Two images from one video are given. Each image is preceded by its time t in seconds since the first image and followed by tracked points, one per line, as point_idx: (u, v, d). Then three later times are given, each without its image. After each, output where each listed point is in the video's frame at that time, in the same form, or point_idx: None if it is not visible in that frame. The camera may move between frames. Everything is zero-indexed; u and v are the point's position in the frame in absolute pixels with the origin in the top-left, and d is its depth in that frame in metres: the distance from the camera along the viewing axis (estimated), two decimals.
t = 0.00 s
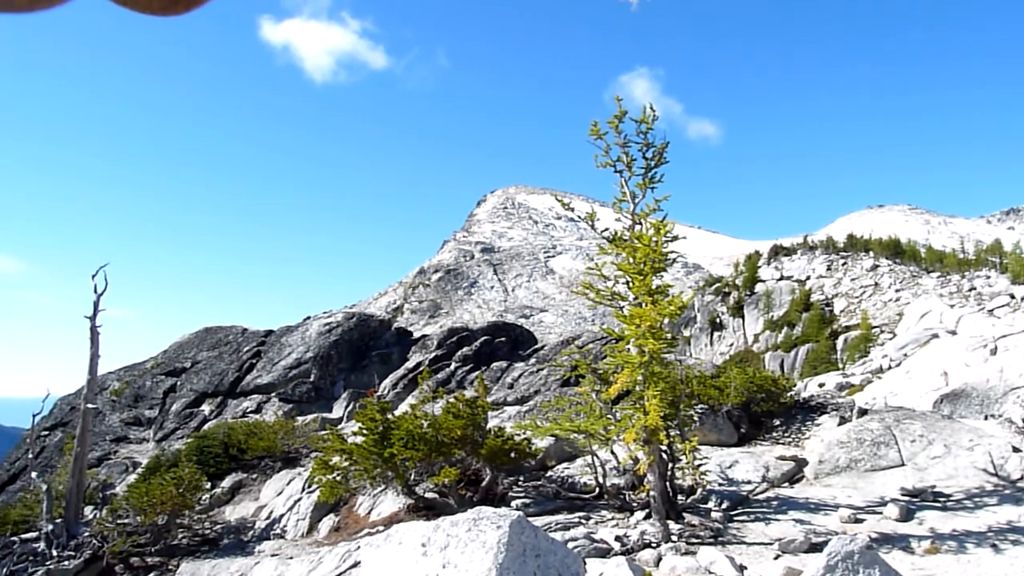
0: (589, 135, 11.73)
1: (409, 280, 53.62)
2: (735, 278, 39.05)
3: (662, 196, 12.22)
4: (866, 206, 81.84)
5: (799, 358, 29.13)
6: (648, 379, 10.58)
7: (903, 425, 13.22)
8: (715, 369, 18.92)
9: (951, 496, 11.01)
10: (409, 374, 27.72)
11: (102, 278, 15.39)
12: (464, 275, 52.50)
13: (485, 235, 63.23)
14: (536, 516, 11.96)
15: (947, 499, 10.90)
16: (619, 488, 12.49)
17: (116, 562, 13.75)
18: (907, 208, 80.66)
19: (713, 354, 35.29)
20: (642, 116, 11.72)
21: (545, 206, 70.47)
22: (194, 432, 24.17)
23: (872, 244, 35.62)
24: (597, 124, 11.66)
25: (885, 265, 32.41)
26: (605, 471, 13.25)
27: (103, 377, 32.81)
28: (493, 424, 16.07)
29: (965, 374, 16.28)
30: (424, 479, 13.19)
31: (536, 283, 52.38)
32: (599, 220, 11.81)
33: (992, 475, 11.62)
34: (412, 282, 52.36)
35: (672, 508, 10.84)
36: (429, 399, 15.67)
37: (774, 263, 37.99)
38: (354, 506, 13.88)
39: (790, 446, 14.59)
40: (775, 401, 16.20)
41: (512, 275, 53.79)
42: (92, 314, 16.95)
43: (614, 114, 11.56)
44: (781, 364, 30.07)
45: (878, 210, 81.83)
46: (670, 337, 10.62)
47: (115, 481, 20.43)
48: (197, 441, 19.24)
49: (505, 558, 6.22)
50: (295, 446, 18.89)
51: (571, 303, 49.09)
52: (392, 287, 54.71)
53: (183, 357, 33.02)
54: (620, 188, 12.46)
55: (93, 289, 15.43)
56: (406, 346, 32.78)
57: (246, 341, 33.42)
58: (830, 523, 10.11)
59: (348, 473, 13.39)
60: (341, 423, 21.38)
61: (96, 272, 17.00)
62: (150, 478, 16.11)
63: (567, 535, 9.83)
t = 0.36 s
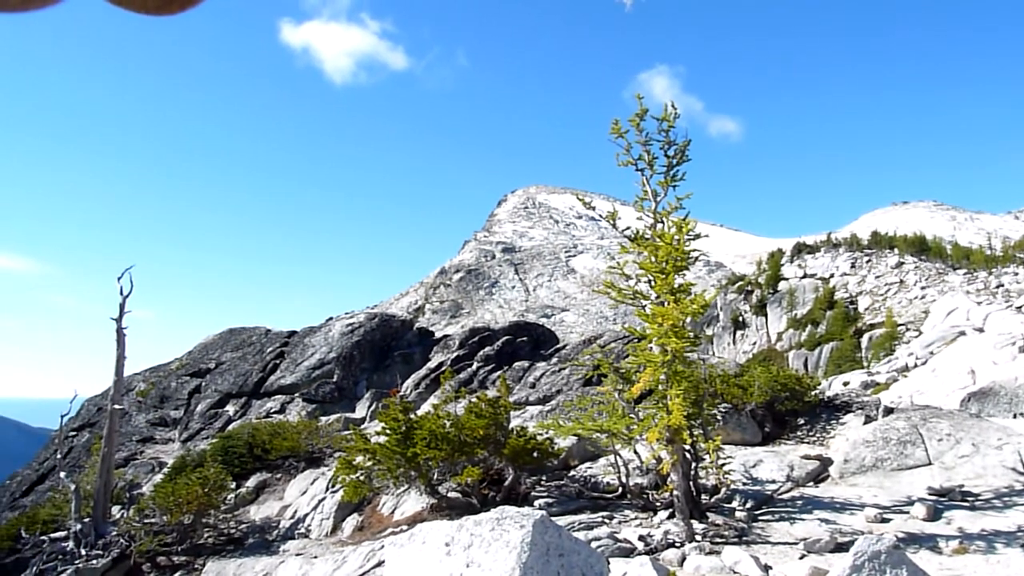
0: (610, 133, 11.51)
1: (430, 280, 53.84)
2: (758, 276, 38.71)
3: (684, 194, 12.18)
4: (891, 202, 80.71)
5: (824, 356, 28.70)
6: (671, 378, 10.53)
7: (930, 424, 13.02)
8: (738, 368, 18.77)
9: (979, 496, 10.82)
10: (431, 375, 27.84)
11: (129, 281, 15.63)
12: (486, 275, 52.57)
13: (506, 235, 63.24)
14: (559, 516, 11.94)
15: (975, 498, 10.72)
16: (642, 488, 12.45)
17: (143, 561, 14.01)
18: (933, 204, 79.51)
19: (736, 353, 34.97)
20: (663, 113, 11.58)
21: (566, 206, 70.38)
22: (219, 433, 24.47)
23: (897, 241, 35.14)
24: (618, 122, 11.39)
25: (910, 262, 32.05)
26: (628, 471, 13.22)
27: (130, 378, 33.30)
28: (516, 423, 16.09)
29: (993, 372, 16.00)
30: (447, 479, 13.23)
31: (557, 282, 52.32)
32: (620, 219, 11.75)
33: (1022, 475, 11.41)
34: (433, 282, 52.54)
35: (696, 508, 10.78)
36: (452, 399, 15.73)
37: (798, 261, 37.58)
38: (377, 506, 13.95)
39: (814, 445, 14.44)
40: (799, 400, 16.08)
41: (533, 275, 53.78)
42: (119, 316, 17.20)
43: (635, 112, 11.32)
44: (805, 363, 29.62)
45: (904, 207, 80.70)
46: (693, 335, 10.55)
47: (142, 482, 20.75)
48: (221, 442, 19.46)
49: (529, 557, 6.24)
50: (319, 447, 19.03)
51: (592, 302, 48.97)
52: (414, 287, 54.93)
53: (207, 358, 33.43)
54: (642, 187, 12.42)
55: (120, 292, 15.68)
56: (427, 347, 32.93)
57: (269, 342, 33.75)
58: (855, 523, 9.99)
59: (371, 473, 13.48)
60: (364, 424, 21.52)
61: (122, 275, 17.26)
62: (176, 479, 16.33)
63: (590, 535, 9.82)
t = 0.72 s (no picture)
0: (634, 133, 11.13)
1: (453, 279, 54.01)
2: (783, 274, 38.31)
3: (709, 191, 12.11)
4: (919, 198, 79.43)
5: (850, 354, 28.03)
6: (696, 376, 10.46)
7: (960, 423, 12.81)
8: (763, 366, 18.60)
9: (1011, 495, 10.62)
10: (455, 374, 27.94)
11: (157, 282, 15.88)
12: (509, 274, 52.61)
13: (529, 234, 63.16)
14: (583, 515, 11.92)
15: (1007, 498, 10.52)
16: (668, 487, 12.39)
17: (172, 559, 14.24)
18: (962, 200, 78.18)
19: (762, 352, 34.58)
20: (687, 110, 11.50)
21: (589, 204, 70.24)
22: (245, 431, 24.78)
23: (925, 238, 34.61)
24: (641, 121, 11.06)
25: (938, 260, 31.71)
26: (653, 470, 13.16)
27: (158, 378, 33.82)
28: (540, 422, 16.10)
29: None
30: (472, 478, 13.29)
31: (581, 281, 52.21)
32: (644, 218, 11.69)
33: None
34: (456, 282, 52.68)
35: (722, 507, 10.70)
36: (476, 399, 15.78)
37: (823, 259, 37.14)
38: (402, 505, 14.03)
39: (842, 444, 14.25)
40: (826, 398, 15.92)
41: (556, 274, 53.73)
42: (147, 316, 17.51)
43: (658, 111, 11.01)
44: (832, 361, 28.82)
45: (932, 203, 79.42)
46: (719, 334, 10.48)
47: (170, 480, 21.10)
48: (248, 441, 19.71)
49: (554, 556, 6.26)
50: (343, 445, 19.21)
51: (616, 301, 48.79)
52: (438, 287, 55.14)
53: (234, 358, 33.87)
54: (666, 184, 12.36)
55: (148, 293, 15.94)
56: (451, 346, 33.07)
57: (294, 342, 34.11)
58: (884, 523, 9.85)
59: (396, 472, 13.59)
60: (388, 423, 21.67)
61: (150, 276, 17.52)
62: (204, 477, 16.57)
63: (615, 534, 9.80)
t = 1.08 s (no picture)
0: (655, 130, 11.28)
1: (473, 278, 54.07)
2: (805, 273, 37.93)
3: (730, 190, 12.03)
4: (944, 196, 78.26)
5: (873, 354, 27.56)
6: (717, 376, 10.40)
7: (985, 423, 12.62)
8: (785, 365, 18.45)
9: None
10: (475, 373, 27.97)
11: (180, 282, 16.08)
12: (529, 274, 52.60)
13: (548, 234, 63.07)
14: (604, 515, 11.90)
15: None
16: (689, 487, 12.33)
17: (195, 557, 14.38)
18: (987, 198, 76.97)
19: (783, 351, 34.24)
20: (708, 108, 11.48)
21: (609, 203, 70.03)
22: (267, 430, 24.99)
23: (949, 236, 34.11)
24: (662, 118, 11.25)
25: (962, 258, 31.30)
26: (674, 470, 13.09)
27: (181, 377, 34.25)
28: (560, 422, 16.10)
29: None
30: (492, 477, 13.33)
31: (601, 280, 52.06)
32: (664, 216, 11.63)
33: None
34: (476, 281, 52.73)
35: (743, 507, 10.63)
36: (496, 398, 15.79)
37: (845, 257, 36.73)
38: (422, 504, 14.08)
39: (865, 444, 14.10)
40: (849, 398, 15.76)
41: (576, 273, 53.63)
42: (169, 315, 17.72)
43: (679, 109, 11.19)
44: (853, 360, 28.30)
45: (956, 201, 78.30)
46: (740, 332, 10.42)
47: (193, 478, 21.36)
48: (270, 440, 19.89)
49: (575, 555, 6.28)
50: (364, 445, 19.34)
51: (636, 300, 48.60)
52: (457, 286, 55.25)
53: (255, 357, 34.21)
54: (686, 182, 12.29)
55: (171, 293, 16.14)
56: (471, 346, 33.13)
57: (315, 342, 34.37)
58: (908, 523, 9.73)
59: (417, 470, 13.65)
60: (409, 422, 21.76)
61: (173, 277, 17.74)
62: (226, 476, 16.74)
63: (636, 534, 9.78)
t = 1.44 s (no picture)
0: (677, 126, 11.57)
1: (497, 278, 54.11)
2: (831, 269, 37.43)
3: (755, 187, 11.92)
4: (973, 190, 76.86)
5: (902, 351, 27.13)
6: (744, 374, 10.31)
7: (1019, 420, 12.38)
8: (812, 363, 18.24)
9: None
10: (499, 373, 28.01)
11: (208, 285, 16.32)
12: (552, 273, 52.54)
13: (572, 232, 62.95)
14: (631, 513, 11.86)
15: None
16: (715, 486, 12.25)
17: (224, 555, 14.58)
18: (1019, 191, 75.36)
19: (810, 349, 33.84)
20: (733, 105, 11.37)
21: (632, 201, 69.72)
22: (293, 430, 25.27)
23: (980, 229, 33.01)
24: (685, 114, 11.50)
25: (993, 253, 30.74)
26: (701, 468, 13.01)
27: (209, 378, 34.74)
28: (586, 420, 16.09)
29: None
30: (518, 476, 13.34)
31: (625, 279, 51.85)
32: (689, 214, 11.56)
33: None
34: (500, 280, 52.78)
35: (771, 506, 10.53)
36: (521, 397, 15.81)
37: (873, 253, 36.22)
38: (448, 503, 14.14)
39: (895, 442, 13.89)
40: (878, 395, 15.57)
41: (600, 271, 53.47)
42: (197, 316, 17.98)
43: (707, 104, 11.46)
44: (882, 357, 27.88)
45: (987, 195, 76.76)
46: (767, 330, 10.32)
47: (221, 478, 21.69)
48: (297, 439, 20.12)
49: (601, 554, 6.28)
50: (390, 444, 19.52)
51: (660, 298, 48.32)
52: (481, 285, 55.36)
53: (282, 357, 34.63)
54: (711, 179, 12.20)
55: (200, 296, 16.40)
56: (495, 345, 33.17)
57: (341, 342, 34.67)
58: (939, 522, 9.57)
59: (443, 469, 13.73)
60: (435, 421, 21.88)
61: (200, 279, 18.01)
62: (254, 475, 16.97)
63: (663, 533, 9.73)
